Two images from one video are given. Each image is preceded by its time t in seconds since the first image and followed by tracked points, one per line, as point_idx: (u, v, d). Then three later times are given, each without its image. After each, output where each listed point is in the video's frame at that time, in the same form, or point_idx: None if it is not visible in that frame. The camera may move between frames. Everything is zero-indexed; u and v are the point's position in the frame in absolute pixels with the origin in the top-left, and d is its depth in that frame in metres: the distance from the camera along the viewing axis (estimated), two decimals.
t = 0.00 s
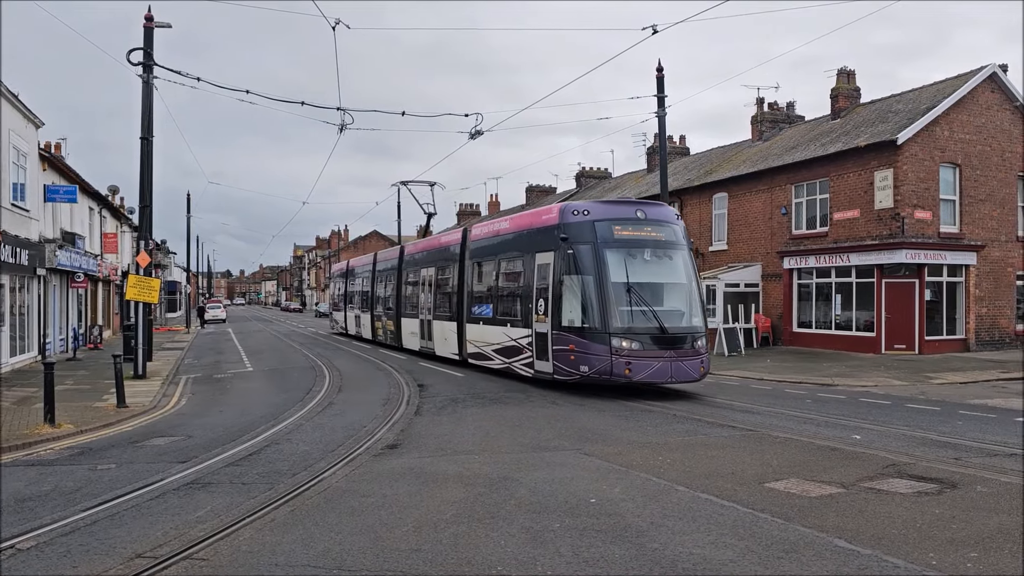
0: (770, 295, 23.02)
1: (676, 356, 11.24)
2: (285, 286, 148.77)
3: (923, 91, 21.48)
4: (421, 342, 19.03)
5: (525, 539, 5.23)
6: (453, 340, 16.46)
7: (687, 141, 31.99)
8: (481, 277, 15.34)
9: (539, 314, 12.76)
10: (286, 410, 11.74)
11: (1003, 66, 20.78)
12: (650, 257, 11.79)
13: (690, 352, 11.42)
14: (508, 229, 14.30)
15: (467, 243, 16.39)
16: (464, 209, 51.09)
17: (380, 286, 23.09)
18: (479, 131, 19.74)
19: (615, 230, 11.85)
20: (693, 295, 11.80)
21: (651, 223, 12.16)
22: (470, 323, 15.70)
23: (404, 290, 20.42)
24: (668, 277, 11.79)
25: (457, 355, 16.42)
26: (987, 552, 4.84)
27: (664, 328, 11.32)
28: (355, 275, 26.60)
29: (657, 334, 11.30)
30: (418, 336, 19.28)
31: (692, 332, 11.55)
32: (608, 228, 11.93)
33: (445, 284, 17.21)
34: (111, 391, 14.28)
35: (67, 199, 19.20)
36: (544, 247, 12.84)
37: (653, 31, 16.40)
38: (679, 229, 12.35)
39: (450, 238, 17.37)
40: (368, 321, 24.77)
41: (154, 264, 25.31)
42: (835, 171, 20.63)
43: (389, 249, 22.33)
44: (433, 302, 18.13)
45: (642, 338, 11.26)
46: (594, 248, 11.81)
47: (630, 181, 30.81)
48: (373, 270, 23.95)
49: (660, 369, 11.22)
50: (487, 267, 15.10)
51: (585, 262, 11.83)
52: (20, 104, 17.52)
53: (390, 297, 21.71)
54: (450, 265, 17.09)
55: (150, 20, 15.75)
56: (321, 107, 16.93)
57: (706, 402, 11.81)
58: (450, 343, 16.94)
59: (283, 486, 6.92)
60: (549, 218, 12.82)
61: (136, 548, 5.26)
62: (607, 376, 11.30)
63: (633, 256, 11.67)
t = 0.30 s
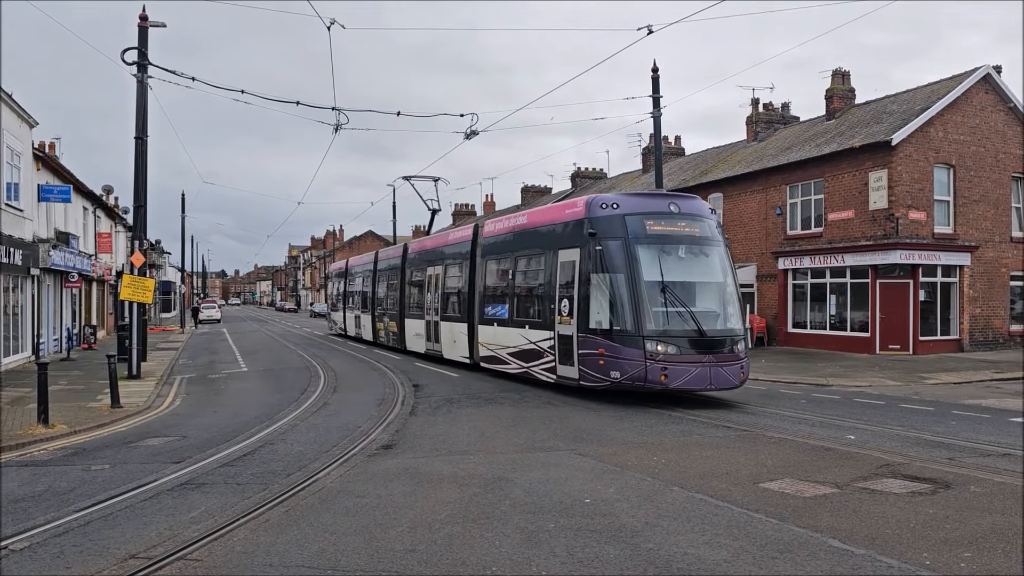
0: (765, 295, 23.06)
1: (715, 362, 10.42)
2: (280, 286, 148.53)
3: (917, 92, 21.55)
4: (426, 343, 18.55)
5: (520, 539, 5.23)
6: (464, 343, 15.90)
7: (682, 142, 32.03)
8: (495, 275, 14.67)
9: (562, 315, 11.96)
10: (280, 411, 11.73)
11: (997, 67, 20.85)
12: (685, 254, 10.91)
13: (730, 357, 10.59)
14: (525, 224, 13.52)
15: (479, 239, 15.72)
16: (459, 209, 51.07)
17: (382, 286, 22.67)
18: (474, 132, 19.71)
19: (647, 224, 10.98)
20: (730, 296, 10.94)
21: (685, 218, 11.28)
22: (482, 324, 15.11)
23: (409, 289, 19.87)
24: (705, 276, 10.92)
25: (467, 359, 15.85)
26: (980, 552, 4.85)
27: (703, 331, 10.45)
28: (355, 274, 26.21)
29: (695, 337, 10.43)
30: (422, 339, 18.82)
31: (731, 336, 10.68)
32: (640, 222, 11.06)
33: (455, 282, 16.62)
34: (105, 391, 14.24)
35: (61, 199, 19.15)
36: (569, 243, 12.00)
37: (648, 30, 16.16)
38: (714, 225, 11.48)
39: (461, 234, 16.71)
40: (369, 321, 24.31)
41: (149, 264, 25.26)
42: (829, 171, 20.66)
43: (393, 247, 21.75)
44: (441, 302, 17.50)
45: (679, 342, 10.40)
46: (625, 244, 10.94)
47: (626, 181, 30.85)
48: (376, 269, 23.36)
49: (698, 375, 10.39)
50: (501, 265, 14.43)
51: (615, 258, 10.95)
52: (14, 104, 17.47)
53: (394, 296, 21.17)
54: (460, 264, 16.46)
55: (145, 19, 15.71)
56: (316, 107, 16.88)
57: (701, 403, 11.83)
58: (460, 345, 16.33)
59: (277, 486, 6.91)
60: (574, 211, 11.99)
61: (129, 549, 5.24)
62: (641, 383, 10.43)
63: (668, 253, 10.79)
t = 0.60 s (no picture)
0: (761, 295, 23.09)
1: (765, 367, 9.65)
2: (276, 286, 148.33)
3: (912, 92, 21.59)
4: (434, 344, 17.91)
5: (516, 539, 5.22)
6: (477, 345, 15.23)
7: (678, 141, 32.05)
8: (513, 273, 13.96)
9: (592, 316, 11.23)
10: (276, 410, 11.71)
11: (992, 67, 20.91)
12: (729, 250, 10.11)
13: (780, 361, 9.81)
14: (549, 218, 12.80)
15: (495, 234, 15.01)
16: (455, 209, 51.06)
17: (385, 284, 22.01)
18: (469, 131, 19.63)
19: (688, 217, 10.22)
20: (778, 295, 10.15)
21: (727, 211, 10.49)
22: (497, 325, 14.43)
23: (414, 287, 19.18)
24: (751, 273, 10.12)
25: (481, 362, 15.19)
26: (975, 551, 4.86)
27: (751, 333, 9.68)
28: (357, 273, 25.56)
29: (742, 340, 9.66)
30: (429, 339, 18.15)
31: (780, 338, 9.91)
32: (679, 215, 10.30)
33: (467, 280, 15.93)
34: (100, 391, 14.19)
35: (56, 198, 19.09)
36: (599, 237, 11.26)
37: (642, 29, 15.63)
38: (758, 218, 10.70)
39: (473, 229, 15.99)
40: (371, 321, 23.67)
41: (144, 264, 25.21)
42: (825, 171, 20.64)
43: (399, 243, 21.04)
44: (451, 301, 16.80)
45: (725, 345, 9.63)
46: (663, 239, 10.19)
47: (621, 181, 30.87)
48: (380, 268, 22.65)
49: (746, 381, 9.63)
50: (519, 261, 13.72)
51: (654, 254, 10.19)
52: (9, 102, 17.41)
53: (399, 296, 20.47)
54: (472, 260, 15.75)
55: (140, 18, 15.67)
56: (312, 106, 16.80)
57: (698, 402, 11.81)
58: (473, 348, 15.64)
59: (273, 486, 6.89)
60: (604, 203, 11.27)
61: (124, 549, 5.22)
62: (685, 390, 9.73)
63: (710, 248, 10.03)
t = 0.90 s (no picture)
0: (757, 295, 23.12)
1: (826, 375, 8.72)
2: (272, 286, 148.16)
3: (907, 93, 21.64)
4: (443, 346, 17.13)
5: (513, 538, 5.22)
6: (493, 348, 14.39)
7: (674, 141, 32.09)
8: (533, 271, 13.12)
9: (630, 317, 10.29)
10: (272, 410, 11.69)
11: (986, 68, 20.99)
12: (783, 245, 9.23)
13: (842, 368, 8.88)
14: (576, 211, 11.91)
15: (513, 230, 14.15)
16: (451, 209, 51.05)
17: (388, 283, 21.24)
18: (466, 131, 19.59)
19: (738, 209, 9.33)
20: (836, 295, 9.25)
21: (779, 202, 9.60)
22: (517, 327, 13.60)
23: (421, 286, 18.38)
24: (808, 271, 9.21)
25: (496, 366, 14.38)
26: (972, 550, 4.87)
27: (810, 336, 8.77)
28: (358, 271, 24.82)
29: (801, 345, 8.74)
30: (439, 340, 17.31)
31: (840, 342, 9.00)
32: (728, 207, 9.40)
33: (480, 279, 15.12)
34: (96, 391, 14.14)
35: (51, 198, 19.03)
36: (636, 230, 10.35)
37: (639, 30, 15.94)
38: (811, 211, 9.81)
39: (487, 224, 15.14)
40: (374, 322, 22.89)
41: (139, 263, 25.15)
42: (821, 171, 20.55)
43: (404, 241, 20.21)
44: (463, 301, 15.95)
45: (783, 350, 8.71)
46: (712, 233, 9.29)
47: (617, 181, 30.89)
48: (384, 267, 21.80)
49: (806, 390, 8.70)
50: (541, 258, 12.87)
51: (702, 250, 9.29)
52: (3, 101, 17.36)
53: (404, 294, 19.70)
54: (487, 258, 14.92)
55: (136, 17, 15.64)
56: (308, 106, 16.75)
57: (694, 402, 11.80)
58: (488, 351, 14.80)
59: (269, 486, 6.88)
60: (643, 194, 10.37)
61: (120, 550, 5.21)
62: (739, 400, 8.80)
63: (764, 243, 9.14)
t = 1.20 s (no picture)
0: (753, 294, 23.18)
1: (904, 384, 7.91)
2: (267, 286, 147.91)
3: (901, 94, 21.70)
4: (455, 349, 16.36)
5: (508, 539, 5.21)
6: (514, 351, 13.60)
7: (669, 141, 32.14)
8: (559, 269, 12.32)
9: (677, 319, 9.44)
10: (267, 411, 11.65)
11: (981, 69, 21.06)
12: (851, 239, 8.44)
13: (918, 376, 8.06)
14: (609, 204, 11.13)
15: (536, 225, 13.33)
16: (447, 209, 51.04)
17: (394, 283, 20.46)
18: (461, 131, 19.50)
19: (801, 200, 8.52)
20: (908, 295, 8.45)
21: (843, 193, 8.80)
22: (541, 329, 12.79)
23: (431, 286, 17.61)
24: (878, 269, 8.41)
25: (518, 371, 13.61)
26: (966, 550, 4.88)
27: (886, 341, 7.96)
28: (360, 271, 24.07)
29: (877, 350, 7.93)
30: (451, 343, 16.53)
31: (916, 347, 8.19)
32: (790, 198, 8.60)
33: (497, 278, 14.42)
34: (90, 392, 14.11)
35: (45, 198, 18.93)
36: (683, 224, 9.52)
37: (633, 30, 15.37)
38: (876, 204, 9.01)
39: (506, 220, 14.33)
40: (377, 324, 22.14)
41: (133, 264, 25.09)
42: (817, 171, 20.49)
43: (411, 238, 19.43)
44: (479, 301, 15.15)
45: (857, 356, 7.90)
46: (774, 227, 8.48)
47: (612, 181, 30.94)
48: (389, 266, 20.99)
49: (883, 401, 7.89)
50: (568, 255, 12.07)
51: (763, 245, 8.49)
52: None
53: (412, 294, 18.91)
54: (506, 255, 14.11)
55: (130, 16, 15.59)
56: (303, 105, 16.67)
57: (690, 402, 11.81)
58: (507, 355, 14.02)
59: (264, 487, 6.88)
60: (691, 183, 9.54)
61: (114, 551, 5.19)
62: (809, 411, 8.01)
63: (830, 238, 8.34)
